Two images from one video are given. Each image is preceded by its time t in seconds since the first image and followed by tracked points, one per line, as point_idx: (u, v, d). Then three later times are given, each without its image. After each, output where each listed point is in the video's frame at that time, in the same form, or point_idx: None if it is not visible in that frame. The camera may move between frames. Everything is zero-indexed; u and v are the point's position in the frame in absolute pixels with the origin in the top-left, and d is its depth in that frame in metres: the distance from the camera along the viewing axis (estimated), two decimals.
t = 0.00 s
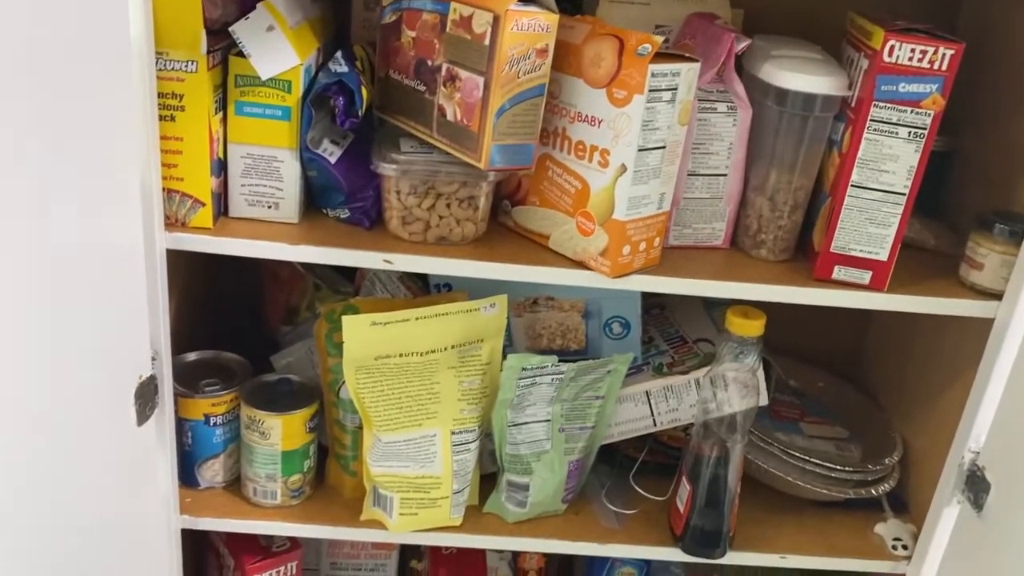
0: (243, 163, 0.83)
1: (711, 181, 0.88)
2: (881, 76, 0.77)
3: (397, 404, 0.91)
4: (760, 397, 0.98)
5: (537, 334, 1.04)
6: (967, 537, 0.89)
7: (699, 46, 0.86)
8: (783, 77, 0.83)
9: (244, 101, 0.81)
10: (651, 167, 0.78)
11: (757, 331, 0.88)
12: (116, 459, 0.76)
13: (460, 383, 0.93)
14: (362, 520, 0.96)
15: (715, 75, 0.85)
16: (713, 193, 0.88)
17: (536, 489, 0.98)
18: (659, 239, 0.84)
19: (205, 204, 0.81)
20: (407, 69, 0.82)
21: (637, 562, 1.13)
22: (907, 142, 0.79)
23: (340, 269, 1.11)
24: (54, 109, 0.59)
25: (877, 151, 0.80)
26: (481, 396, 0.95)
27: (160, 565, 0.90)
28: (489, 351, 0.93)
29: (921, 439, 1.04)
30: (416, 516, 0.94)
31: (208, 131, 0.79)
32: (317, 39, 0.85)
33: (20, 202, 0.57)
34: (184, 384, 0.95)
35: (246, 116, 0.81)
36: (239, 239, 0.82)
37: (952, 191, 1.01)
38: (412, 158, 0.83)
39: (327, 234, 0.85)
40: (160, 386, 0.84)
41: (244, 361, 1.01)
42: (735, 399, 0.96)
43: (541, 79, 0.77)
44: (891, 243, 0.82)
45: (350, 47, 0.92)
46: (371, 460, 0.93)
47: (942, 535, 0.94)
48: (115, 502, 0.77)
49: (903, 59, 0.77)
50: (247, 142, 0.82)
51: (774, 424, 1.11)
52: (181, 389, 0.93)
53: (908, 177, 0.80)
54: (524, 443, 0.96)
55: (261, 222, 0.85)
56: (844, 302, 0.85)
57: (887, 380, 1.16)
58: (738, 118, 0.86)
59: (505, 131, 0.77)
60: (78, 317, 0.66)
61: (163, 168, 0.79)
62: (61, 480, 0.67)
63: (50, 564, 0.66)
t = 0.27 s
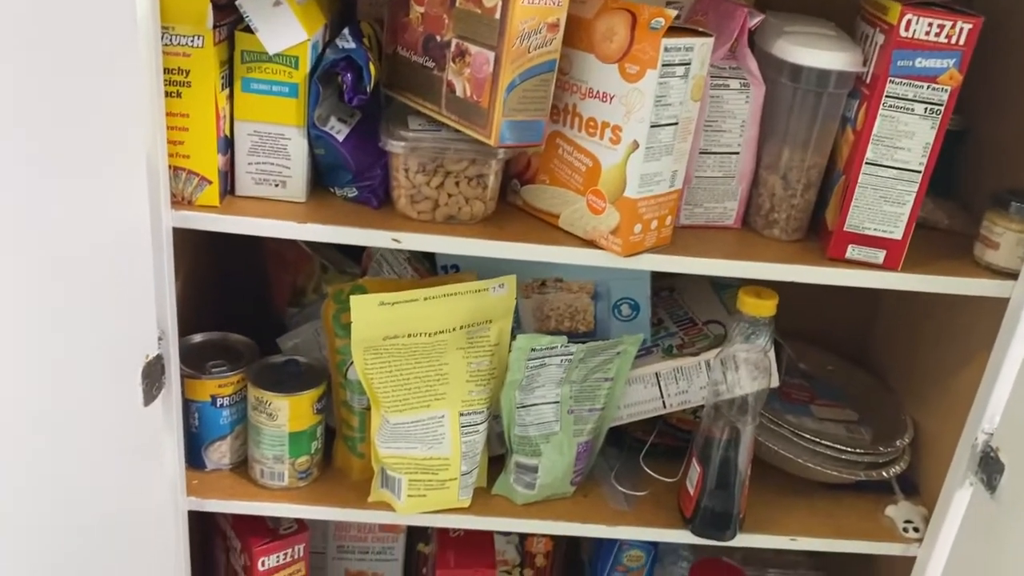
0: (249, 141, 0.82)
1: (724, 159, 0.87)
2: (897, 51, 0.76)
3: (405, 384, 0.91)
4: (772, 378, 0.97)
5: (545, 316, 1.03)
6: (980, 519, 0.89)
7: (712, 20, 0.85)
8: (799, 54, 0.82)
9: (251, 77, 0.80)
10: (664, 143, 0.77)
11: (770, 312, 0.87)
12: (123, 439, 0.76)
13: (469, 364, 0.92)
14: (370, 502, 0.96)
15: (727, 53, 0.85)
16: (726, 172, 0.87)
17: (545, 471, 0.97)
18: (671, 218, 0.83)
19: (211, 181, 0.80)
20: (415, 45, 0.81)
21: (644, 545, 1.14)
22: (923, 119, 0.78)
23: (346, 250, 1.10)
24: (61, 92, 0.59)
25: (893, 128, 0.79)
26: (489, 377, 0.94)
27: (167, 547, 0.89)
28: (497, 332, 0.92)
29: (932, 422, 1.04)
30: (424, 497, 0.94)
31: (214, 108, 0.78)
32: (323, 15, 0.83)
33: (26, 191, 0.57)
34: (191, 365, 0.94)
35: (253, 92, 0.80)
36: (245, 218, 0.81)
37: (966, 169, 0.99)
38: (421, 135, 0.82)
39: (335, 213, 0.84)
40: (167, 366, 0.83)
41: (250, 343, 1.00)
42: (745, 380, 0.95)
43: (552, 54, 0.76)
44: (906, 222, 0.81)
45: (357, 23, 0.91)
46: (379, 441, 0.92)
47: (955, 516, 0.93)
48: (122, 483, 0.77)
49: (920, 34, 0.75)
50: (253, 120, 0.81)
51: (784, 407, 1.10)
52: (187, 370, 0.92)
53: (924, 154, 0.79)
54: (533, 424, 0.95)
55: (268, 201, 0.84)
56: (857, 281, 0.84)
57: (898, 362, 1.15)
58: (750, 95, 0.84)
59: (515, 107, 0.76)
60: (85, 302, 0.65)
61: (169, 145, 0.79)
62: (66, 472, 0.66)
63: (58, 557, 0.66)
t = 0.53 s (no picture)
0: (249, 113, 0.81)
1: (730, 132, 0.86)
2: (906, 20, 0.75)
3: (407, 361, 0.90)
4: (777, 356, 0.97)
5: (548, 294, 1.02)
6: (987, 496, 0.88)
7: None
8: (806, 23, 0.80)
9: (251, 48, 0.79)
10: (668, 114, 0.76)
11: (775, 287, 0.86)
12: (120, 413, 0.75)
13: (471, 340, 0.91)
14: (372, 479, 0.95)
15: (732, 25, 0.83)
16: (732, 145, 0.86)
17: (548, 448, 0.96)
18: (676, 191, 0.82)
19: (211, 153, 0.79)
20: (417, 15, 0.80)
21: (648, 524, 1.15)
22: (933, 89, 0.77)
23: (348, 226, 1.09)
24: (33, 93, 0.58)
25: (902, 98, 0.78)
26: (492, 353, 0.93)
27: (168, 524, 0.89)
28: (500, 308, 0.92)
29: (939, 399, 1.03)
30: (427, 474, 0.93)
31: (214, 79, 0.77)
32: None
33: None
34: (191, 341, 0.94)
35: (253, 63, 0.79)
36: (245, 190, 0.80)
37: (974, 143, 0.98)
38: (423, 107, 0.80)
39: (336, 186, 0.83)
40: (167, 340, 0.83)
41: (251, 320, 1.00)
42: (750, 356, 0.94)
43: (555, 23, 0.75)
44: (915, 194, 0.80)
45: None
46: (381, 418, 0.91)
47: (961, 493, 0.93)
48: (120, 458, 0.77)
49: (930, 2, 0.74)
50: (253, 92, 0.80)
51: (790, 386, 1.09)
52: (188, 346, 0.92)
53: (933, 125, 0.78)
54: (536, 401, 0.94)
55: (268, 174, 0.83)
56: (864, 255, 0.83)
57: (905, 340, 1.14)
58: (757, 67, 0.83)
59: (519, 77, 0.75)
60: (70, 297, 0.65)
61: (168, 116, 0.78)
62: (56, 470, 0.67)
63: (44, 562, 0.67)
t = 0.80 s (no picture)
0: (244, 86, 0.80)
1: (731, 105, 0.85)
2: None
3: (405, 336, 0.89)
4: (777, 332, 0.97)
5: (547, 271, 1.01)
6: (989, 472, 0.87)
7: None
8: None
9: (245, 19, 0.78)
10: (667, 85, 0.76)
11: (776, 262, 0.85)
12: (114, 387, 0.75)
13: (469, 317, 0.91)
14: (370, 456, 0.95)
15: None
16: (733, 118, 0.85)
17: (547, 425, 0.96)
18: (675, 164, 0.81)
19: (205, 126, 0.79)
20: None
21: (648, 504, 1.14)
22: (936, 59, 0.76)
23: (346, 202, 1.08)
24: (18, 78, 0.57)
25: (904, 69, 0.77)
26: (490, 330, 0.92)
27: (164, 500, 0.88)
28: (498, 284, 0.91)
29: (941, 377, 1.02)
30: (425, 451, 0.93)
31: (209, 50, 0.76)
32: None
33: None
34: (188, 318, 0.93)
35: (247, 35, 0.78)
36: (240, 164, 0.79)
37: (979, 116, 0.97)
38: (420, 79, 0.79)
39: (331, 159, 0.82)
40: (162, 314, 0.82)
41: (248, 297, 0.99)
42: (751, 334, 0.93)
43: None
44: (917, 166, 0.79)
45: None
46: (379, 394, 0.91)
47: (963, 471, 0.92)
48: (114, 432, 0.76)
49: None
50: (248, 64, 0.79)
51: (791, 363, 1.08)
52: (184, 322, 0.91)
53: (936, 96, 0.77)
54: (535, 378, 0.94)
55: (263, 148, 0.82)
56: (866, 228, 0.82)
57: (907, 318, 1.13)
58: (757, 39, 0.82)
59: (515, 47, 0.74)
60: (63, 300, 0.66)
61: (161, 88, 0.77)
62: (56, 465, 0.68)
63: (44, 562, 0.68)
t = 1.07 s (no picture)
0: (237, 55, 0.80)
1: (728, 74, 0.84)
2: None
3: (400, 309, 0.89)
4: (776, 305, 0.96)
5: (544, 246, 1.01)
6: (988, 444, 0.87)
7: None
8: None
9: None
10: (663, 51, 0.75)
11: (775, 232, 0.85)
12: (107, 362, 0.75)
13: (465, 290, 0.90)
14: (367, 429, 0.95)
15: None
16: (731, 88, 0.85)
17: (544, 399, 0.95)
18: (672, 133, 0.80)
19: (198, 94, 0.78)
20: None
21: (647, 479, 1.14)
22: (935, 24, 0.75)
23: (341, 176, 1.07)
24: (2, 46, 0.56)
25: (903, 34, 0.76)
26: (487, 303, 0.92)
27: (162, 473, 0.88)
28: (494, 258, 0.90)
29: (942, 350, 1.01)
30: (422, 424, 0.93)
31: (201, 17, 0.76)
32: None
33: None
34: (183, 291, 0.93)
35: (243, 3, 0.78)
36: (233, 133, 0.79)
37: (979, 86, 0.96)
38: (414, 46, 0.79)
39: (325, 129, 0.82)
40: (156, 285, 0.82)
41: (244, 271, 0.98)
42: (749, 308, 0.92)
43: None
44: (916, 134, 0.79)
45: None
46: (375, 367, 0.91)
47: (962, 444, 0.92)
48: (110, 405, 0.76)
49: None
50: (241, 33, 0.79)
51: (790, 338, 1.07)
52: (179, 295, 0.91)
53: (936, 63, 0.76)
54: (532, 351, 0.93)
55: (256, 117, 0.82)
56: (865, 198, 0.81)
57: (907, 293, 1.12)
58: (755, 6, 0.82)
59: (510, 12, 0.73)
60: (54, 276, 0.65)
61: (153, 56, 0.77)
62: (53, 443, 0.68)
63: (40, 538, 0.68)
